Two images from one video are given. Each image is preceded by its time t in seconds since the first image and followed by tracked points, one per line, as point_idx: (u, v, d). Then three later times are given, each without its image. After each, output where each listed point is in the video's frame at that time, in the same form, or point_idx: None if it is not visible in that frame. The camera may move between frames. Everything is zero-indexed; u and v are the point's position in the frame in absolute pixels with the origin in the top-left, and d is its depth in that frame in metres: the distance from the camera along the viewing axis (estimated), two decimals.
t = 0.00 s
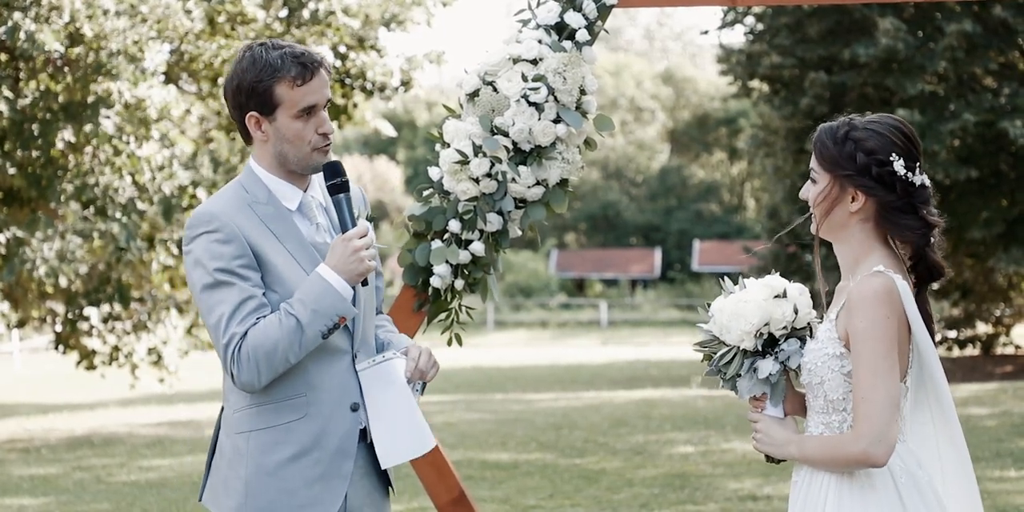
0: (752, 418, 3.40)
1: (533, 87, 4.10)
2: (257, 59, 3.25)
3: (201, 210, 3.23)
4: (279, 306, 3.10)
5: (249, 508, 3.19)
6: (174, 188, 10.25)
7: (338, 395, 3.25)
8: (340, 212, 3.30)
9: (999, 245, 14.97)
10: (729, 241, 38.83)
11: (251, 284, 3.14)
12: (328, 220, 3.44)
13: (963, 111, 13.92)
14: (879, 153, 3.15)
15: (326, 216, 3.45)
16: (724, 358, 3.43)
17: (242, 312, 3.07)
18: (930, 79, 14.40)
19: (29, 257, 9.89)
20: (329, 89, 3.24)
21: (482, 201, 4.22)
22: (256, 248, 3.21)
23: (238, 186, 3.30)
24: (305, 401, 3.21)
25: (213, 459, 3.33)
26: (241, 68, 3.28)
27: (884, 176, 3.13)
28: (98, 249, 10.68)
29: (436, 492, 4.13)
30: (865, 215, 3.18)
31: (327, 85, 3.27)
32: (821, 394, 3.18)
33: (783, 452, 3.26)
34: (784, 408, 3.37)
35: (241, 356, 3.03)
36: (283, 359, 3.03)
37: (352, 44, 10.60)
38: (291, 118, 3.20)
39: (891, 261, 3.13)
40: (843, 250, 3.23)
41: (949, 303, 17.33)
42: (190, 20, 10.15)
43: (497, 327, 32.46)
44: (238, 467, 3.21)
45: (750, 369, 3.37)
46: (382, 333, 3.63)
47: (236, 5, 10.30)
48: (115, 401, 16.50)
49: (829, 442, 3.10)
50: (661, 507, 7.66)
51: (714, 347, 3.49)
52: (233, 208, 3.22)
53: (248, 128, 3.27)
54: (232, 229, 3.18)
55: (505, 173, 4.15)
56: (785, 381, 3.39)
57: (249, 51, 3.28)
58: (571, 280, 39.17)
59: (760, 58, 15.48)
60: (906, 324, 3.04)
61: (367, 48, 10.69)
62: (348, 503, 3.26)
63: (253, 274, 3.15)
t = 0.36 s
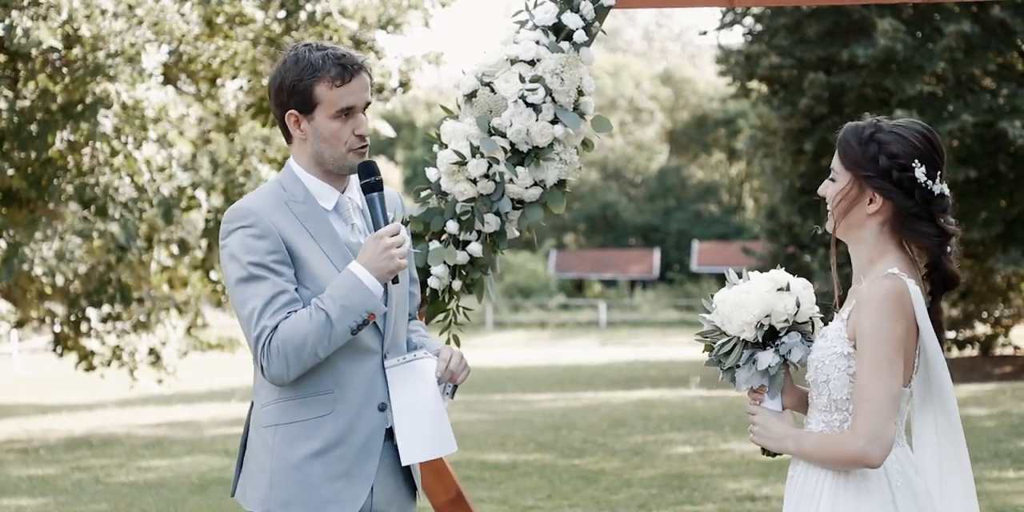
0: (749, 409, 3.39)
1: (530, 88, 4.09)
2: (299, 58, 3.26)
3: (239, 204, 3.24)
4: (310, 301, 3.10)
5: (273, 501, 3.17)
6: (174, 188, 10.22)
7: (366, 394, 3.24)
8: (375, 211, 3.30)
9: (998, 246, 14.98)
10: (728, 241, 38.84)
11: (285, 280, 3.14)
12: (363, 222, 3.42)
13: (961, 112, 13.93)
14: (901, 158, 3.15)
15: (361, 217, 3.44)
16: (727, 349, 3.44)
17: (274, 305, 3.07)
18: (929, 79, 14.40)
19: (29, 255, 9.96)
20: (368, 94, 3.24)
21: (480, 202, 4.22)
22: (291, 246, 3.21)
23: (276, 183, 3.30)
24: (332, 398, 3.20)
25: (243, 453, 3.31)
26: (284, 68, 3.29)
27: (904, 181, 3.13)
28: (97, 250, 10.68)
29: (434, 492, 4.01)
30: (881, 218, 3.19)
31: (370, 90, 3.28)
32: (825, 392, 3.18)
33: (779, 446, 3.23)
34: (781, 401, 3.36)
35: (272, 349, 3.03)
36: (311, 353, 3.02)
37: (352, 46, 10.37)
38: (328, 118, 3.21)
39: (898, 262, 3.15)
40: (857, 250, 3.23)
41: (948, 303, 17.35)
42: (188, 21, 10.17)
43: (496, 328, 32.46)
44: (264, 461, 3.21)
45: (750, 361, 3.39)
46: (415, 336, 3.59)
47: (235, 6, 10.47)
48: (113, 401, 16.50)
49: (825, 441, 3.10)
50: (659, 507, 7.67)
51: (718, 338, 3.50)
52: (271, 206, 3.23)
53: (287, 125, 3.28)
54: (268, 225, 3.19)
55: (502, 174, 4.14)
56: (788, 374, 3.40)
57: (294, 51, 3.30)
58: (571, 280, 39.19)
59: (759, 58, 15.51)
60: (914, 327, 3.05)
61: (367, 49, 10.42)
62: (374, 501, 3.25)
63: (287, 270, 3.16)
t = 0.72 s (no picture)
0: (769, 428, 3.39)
1: (527, 87, 4.08)
2: (323, 56, 3.26)
3: (261, 196, 3.27)
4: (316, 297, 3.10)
5: (272, 493, 3.19)
6: (172, 187, 10.18)
7: (372, 393, 3.23)
8: (385, 212, 3.18)
9: (996, 244, 14.97)
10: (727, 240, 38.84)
11: (294, 275, 3.15)
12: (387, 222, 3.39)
13: (959, 111, 13.91)
14: (809, 170, 3.14)
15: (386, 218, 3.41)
16: (736, 371, 3.43)
17: (279, 299, 3.10)
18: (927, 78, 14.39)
19: (25, 255, 10.07)
20: (386, 95, 3.21)
21: (477, 200, 4.23)
22: (304, 242, 3.22)
23: (300, 180, 3.32)
24: (336, 394, 3.20)
25: (251, 446, 3.34)
26: (312, 64, 3.30)
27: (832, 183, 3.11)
28: (94, 249, 10.68)
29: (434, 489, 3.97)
30: (854, 221, 3.14)
31: (390, 94, 3.25)
32: (843, 393, 3.15)
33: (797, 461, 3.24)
34: (800, 416, 3.36)
35: (272, 341, 3.05)
36: (310, 350, 3.02)
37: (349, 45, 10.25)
38: (344, 116, 3.21)
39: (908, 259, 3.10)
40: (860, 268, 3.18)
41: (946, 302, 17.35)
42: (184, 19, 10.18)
43: (494, 327, 32.45)
44: (268, 453, 3.23)
45: (760, 379, 3.38)
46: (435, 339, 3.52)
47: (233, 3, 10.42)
48: (111, 399, 16.50)
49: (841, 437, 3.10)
50: (658, 506, 7.66)
51: (726, 361, 3.48)
52: (289, 201, 3.24)
53: (310, 121, 3.30)
54: (282, 219, 3.21)
55: (499, 173, 4.15)
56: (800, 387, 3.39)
57: (328, 47, 3.29)
58: (569, 279, 39.19)
59: (757, 56, 15.52)
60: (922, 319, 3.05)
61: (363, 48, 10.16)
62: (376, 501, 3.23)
63: (297, 265, 3.17)
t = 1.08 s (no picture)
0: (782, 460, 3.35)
1: (530, 86, 4.09)
2: (325, 58, 3.26)
3: (258, 198, 3.26)
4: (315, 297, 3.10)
5: (271, 494, 3.19)
6: (173, 187, 10.14)
7: (371, 394, 3.23)
8: (386, 212, 3.19)
9: (997, 244, 14.95)
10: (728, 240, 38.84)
11: (292, 275, 3.15)
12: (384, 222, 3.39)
13: (961, 110, 13.88)
14: (746, 212, 3.16)
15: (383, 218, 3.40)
16: (736, 409, 3.42)
17: (279, 299, 3.09)
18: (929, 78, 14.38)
19: (24, 256, 10.00)
20: (391, 95, 3.23)
21: (478, 200, 4.22)
22: (302, 243, 3.21)
23: (297, 180, 3.31)
24: (335, 395, 3.20)
25: (250, 446, 3.34)
26: (309, 67, 3.30)
27: (773, 215, 3.13)
28: (96, 249, 10.68)
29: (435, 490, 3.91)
30: (809, 242, 3.14)
31: (392, 92, 3.26)
32: (847, 410, 3.15)
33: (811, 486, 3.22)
34: (810, 441, 3.34)
35: (272, 342, 3.04)
36: (310, 351, 3.01)
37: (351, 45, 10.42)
38: (350, 118, 3.21)
39: (877, 264, 3.09)
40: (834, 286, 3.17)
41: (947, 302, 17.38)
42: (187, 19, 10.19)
43: (496, 326, 32.45)
44: (266, 454, 3.23)
45: (762, 410, 3.37)
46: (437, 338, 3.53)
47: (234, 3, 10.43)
48: (113, 399, 16.51)
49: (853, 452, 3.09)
50: (659, 507, 7.66)
51: (725, 399, 3.46)
52: (286, 201, 3.24)
53: (311, 124, 3.29)
54: (279, 220, 3.20)
55: (502, 172, 4.14)
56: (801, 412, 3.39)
57: (322, 50, 3.30)
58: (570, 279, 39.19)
59: (758, 57, 15.53)
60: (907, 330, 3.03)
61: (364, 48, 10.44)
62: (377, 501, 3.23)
63: (296, 266, 3.17)
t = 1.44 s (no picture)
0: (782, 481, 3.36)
1: (530, 86, 4.09)
2: (284, 57, 3.27)
3: (228, 202, 3.24)
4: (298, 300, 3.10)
5: (260, 502, 3.18)
6: (173, 188, 10.17)
7: (355, 394, 3.24)
8: (364, 210, 3.28)
9: (998, 244, 14.96)
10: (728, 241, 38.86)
11: (273, 278, 3.14)
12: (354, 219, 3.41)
13: (961, 110, 13.88)
14: (713, 243, 3.20)
15: (352, 215, 3.43)
16: (727, 440, 3.43)
17: (260, 305, 3.07)
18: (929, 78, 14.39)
19: (23, 257, 10.15)
20: (353, 90, 3.24)
21: (479, 200, 4.21)
22: (279, 244, 3.21)
23: (265, 181, 3.30)
24: (320, 397, 3.20)
25: (230, 456, 3.32)
26: (268, 67, 3.30)
27: (738, 243, 3.18)
28: (96, 249, 10.68)
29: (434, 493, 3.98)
30: (777, 263, 3.20)
31: (355, 87, 3.27)
32: (841, 419, 3.15)
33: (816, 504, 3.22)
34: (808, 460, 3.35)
35: (259, 348, 3.03)
36: (299, 353, 3.02)
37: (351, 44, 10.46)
38: (314, 116, 3.21)
39: (846, 273, 3.14)
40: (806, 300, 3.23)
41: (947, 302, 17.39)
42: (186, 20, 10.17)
43: (496, 327, 32.46)
44: (252, 462, 3.21)
45: (754, 437, 3.39)
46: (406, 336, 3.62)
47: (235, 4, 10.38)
48: (115, 399, 16.52)
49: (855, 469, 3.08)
50: (659, 507, 7.66)
51: (715, 430, 3.48)
52: (258, 202, 3.22)
53: (274, 124, 3.29)
54: (256, 222, 3.18)
55: (502, 172, 4.13)
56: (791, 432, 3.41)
57: (279, 50, 3.30)
58: (570, 279, 39.21)
59: (759, 57, 15.53)
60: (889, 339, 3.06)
61: (364, 48, 10.50)
62: (363, 501, 3.25)
63: (275, 268, 3.16)
